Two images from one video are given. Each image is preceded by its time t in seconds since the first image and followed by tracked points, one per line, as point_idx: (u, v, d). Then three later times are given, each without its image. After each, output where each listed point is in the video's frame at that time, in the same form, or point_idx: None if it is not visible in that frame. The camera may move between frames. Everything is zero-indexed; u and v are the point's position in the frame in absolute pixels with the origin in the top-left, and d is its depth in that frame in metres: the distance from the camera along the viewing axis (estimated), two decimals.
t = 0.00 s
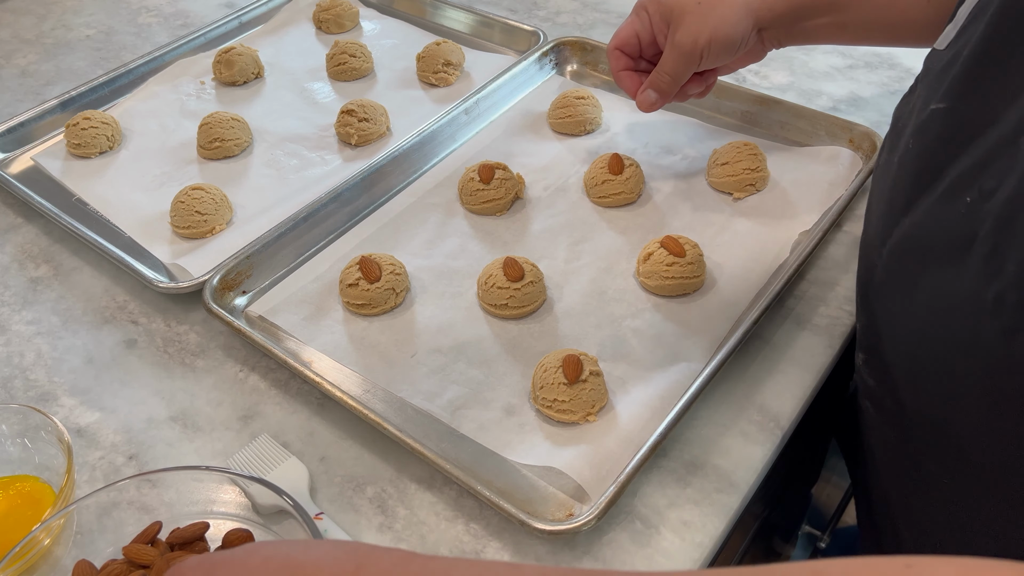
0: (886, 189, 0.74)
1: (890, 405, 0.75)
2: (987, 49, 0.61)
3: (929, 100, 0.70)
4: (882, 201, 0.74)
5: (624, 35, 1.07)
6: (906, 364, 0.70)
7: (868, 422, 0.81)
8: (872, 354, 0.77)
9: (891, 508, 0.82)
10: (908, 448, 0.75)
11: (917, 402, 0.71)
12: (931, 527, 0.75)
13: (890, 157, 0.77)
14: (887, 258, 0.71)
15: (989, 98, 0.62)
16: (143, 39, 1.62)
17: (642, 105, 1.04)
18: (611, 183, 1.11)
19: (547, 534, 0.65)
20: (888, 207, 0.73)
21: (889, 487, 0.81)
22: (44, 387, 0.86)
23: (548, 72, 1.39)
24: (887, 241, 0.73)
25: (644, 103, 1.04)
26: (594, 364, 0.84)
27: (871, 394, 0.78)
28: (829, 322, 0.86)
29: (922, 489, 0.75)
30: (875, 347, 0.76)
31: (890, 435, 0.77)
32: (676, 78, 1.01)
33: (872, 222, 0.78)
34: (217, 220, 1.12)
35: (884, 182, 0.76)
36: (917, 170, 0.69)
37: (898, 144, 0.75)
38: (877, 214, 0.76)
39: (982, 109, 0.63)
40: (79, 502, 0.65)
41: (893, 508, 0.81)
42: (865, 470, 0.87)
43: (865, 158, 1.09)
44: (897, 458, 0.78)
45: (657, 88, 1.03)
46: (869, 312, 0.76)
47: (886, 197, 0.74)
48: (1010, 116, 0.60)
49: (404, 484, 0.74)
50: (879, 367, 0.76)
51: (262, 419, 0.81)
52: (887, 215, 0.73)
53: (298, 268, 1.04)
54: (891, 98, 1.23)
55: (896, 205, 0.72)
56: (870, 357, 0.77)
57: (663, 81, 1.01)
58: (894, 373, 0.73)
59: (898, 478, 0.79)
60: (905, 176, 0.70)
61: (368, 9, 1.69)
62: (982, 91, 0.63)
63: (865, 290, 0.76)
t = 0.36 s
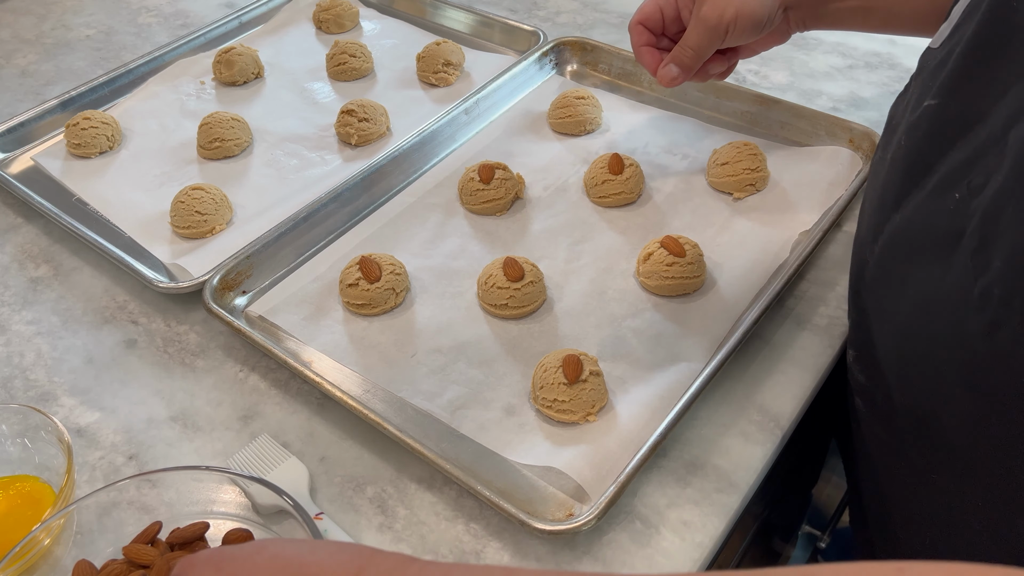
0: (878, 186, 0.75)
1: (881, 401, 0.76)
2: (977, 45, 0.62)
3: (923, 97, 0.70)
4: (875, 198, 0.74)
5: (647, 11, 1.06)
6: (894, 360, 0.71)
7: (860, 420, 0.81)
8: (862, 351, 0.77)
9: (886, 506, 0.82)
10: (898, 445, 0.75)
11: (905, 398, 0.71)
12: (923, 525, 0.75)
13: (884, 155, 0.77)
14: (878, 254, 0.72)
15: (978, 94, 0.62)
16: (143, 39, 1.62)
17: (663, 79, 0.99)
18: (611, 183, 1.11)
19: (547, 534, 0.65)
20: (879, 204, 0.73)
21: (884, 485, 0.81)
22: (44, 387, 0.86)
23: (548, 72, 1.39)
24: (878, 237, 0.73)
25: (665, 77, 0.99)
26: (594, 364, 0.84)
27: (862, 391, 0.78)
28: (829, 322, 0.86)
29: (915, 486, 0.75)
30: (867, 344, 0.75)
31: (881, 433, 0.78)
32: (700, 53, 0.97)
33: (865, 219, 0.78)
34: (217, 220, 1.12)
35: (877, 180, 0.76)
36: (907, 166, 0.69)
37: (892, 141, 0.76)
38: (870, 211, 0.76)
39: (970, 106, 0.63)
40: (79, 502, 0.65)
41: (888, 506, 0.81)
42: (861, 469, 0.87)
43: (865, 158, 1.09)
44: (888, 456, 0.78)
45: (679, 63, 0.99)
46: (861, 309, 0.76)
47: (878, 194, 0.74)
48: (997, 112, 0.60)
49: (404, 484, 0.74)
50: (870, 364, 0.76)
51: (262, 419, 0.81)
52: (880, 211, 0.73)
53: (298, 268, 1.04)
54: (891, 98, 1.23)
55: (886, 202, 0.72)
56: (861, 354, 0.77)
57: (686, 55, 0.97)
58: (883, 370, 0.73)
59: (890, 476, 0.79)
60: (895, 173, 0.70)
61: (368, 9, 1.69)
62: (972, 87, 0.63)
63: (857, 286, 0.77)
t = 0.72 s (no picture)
0: (875, 184, 0.75)
1: (879, 397, 0.76)
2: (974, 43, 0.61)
3: (921, 95, 0.69)
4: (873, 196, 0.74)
5: (695, 33, 0.98)
6: (890, 357, 0.71)
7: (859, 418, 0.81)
8: (859, 349, 0.77)
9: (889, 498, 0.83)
10: (898, 440, 0.76)
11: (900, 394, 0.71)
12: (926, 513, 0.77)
13: (883, 151, 0.77)
14: (873, 251, 0.72)
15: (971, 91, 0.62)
16: (143, 39, 1.62)
17: (721, 103, 0.92)
18: (610, 183, 1.11)
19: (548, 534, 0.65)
20: (875, 201, 0.73)
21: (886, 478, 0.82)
22: (44, 388, 0.86)
23: (548, 72, 1.39)
24: (873, 234, 0.73)
25: (723, 102, 0.92)
26: (594, 364, 0.84)
27: (860, 388, 0.79)
28: (828, 321, 0.86)
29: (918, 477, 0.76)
30: (866, 342, 0.75)
31: (880, 428, 0.78)
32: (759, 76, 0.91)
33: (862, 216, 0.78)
34: (217, 220, 1.12)
35: (875, 177, 0.76)
36: (903, 163, 0.68)
37: (891, 138, 0.75)
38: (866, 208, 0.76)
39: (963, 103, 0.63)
40: (79, 502, 0.65)
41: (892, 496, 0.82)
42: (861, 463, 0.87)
43: (865, 158, 1.09)
44: (888, 450, 0.79)
45: (737, 84, 0.92)
46: (859, 306, 0.76)
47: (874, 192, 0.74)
48: (991, 109, 0.60)
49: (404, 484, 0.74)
50: (867, 361, 0.76)
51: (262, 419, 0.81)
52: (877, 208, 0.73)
53: (298, 267, 1.04)
54: (891, 97, 1.23)
55: (882, 198, 0.72)
56: (857, 351, 0.78)
57: (746, 76, 0.91)
58: (880, 367, 0.73)
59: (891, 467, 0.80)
60: (891, 170, 0.70)
61: (368, 9, 1.69)
62: (965, 85, 0.62)
63: (853, 283, 0.77)
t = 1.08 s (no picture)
0: (884, 186, 0.75)
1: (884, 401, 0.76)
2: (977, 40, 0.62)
3: (923, 94, 0.70)
4: (884, 198, 0.75)
5: (685, 12, 0.84)
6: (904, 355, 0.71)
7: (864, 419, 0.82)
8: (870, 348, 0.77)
9: (889, 505, 0.82)
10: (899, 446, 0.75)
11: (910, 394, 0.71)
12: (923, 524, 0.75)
13: (886, 152, 0.77)
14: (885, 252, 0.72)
15: (979, 89, 0.62)
16: (143, 39, 1.62)
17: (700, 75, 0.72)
18: (609, 184, 1.11)
19: (547, 534, 0.66)
20: (888, 202, 0.74)
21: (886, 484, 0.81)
22: (44, 387, 0.86)
23: (548, 72, 1.39)
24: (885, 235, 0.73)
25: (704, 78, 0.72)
26: (594, 364, 0.84)
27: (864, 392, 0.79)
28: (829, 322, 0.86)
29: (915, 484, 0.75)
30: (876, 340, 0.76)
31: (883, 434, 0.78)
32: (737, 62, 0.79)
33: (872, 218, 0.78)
34: (217, 220, 1.12)
35: (881, 178, 0.76)
36: (913, 165, 0.69)
37: (894, 139, 0.76)
38: (877, 209, 0.77)
39: (971, 101, 0.63)
40: (79, 502, 0.65)
41: (892, 504, 0.81)
42: (863, 468, 0.86)
43: (864, 158, 1.09)
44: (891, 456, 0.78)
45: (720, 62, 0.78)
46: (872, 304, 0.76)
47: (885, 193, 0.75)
48: (1001, 106, 0.60)
49: (404, 484, 0.74)
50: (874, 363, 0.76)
51: (262, 419, 0.81)
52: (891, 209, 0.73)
53: (298, 267, 1.04)
54: (891, 98, 1.23)
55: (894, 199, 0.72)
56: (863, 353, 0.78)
57: (729, 56, 0.78)
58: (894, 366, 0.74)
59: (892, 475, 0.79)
60: (901, 171, 0.71)
61: (368, 9, 1.69)
62: (971, 82, 0.63)
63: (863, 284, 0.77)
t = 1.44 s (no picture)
0: (892, 188, 0.75)
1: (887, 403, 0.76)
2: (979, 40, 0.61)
3: (927, 95, 0.69)
4: (893, 199, 0.75)
5: None
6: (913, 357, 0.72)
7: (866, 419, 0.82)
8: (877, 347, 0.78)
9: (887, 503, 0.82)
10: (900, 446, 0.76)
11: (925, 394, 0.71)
12: (923, 521, 0.75)
13: (890, 153, 0.77)
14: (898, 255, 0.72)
15: (984, 87, 0.62)
16: (143, 39, 1.62)
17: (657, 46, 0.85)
18: (609, 185, 1.11)
19: (547, 534, 0.66)
20: (900, 206, 0.74)
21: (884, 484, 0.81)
22: (44, 387, 0.86)
23: (548, 72, 1.39)
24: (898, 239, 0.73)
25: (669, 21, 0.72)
26: (594, 364, 0.84)
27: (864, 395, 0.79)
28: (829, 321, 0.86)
29: (914, 483, 0.75)
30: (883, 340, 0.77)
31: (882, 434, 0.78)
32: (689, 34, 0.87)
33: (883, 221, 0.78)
34: (217, 220, 1.12)
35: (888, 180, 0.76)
36: (923, 167, 0.69)
37: (897, 140, 0.75)
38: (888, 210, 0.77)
39: (976, 100, 0.63)
40: (79, 502, 0.65)
41: (889, 501, 0.81)
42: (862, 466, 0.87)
43: (865, 158, 1.09)
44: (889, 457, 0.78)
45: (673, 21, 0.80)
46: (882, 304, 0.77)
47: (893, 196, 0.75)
48: (1008, 104, 0.60)
49: (404, 484, 0.74)
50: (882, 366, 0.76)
51: (262, 419, 0.81)
52: (903, 210, 0.73)
53: (298, 267, 1.04)
54: (891, 98, 1.23)
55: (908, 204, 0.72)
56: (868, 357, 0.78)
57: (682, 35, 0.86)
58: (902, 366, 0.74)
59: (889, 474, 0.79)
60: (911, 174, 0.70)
61: (368, 9, 1.69)
62: (974, 81, 0.62)
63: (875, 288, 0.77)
